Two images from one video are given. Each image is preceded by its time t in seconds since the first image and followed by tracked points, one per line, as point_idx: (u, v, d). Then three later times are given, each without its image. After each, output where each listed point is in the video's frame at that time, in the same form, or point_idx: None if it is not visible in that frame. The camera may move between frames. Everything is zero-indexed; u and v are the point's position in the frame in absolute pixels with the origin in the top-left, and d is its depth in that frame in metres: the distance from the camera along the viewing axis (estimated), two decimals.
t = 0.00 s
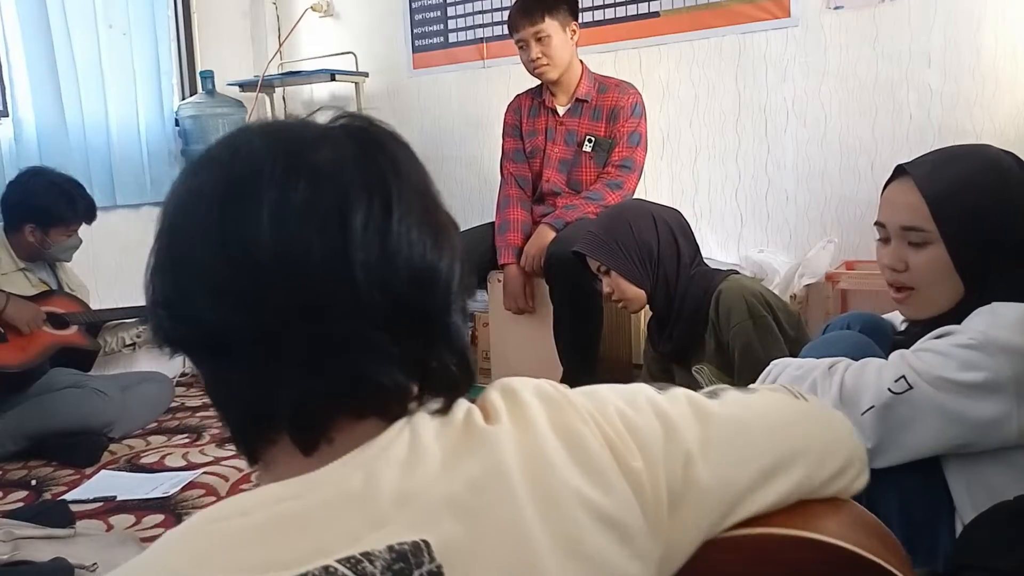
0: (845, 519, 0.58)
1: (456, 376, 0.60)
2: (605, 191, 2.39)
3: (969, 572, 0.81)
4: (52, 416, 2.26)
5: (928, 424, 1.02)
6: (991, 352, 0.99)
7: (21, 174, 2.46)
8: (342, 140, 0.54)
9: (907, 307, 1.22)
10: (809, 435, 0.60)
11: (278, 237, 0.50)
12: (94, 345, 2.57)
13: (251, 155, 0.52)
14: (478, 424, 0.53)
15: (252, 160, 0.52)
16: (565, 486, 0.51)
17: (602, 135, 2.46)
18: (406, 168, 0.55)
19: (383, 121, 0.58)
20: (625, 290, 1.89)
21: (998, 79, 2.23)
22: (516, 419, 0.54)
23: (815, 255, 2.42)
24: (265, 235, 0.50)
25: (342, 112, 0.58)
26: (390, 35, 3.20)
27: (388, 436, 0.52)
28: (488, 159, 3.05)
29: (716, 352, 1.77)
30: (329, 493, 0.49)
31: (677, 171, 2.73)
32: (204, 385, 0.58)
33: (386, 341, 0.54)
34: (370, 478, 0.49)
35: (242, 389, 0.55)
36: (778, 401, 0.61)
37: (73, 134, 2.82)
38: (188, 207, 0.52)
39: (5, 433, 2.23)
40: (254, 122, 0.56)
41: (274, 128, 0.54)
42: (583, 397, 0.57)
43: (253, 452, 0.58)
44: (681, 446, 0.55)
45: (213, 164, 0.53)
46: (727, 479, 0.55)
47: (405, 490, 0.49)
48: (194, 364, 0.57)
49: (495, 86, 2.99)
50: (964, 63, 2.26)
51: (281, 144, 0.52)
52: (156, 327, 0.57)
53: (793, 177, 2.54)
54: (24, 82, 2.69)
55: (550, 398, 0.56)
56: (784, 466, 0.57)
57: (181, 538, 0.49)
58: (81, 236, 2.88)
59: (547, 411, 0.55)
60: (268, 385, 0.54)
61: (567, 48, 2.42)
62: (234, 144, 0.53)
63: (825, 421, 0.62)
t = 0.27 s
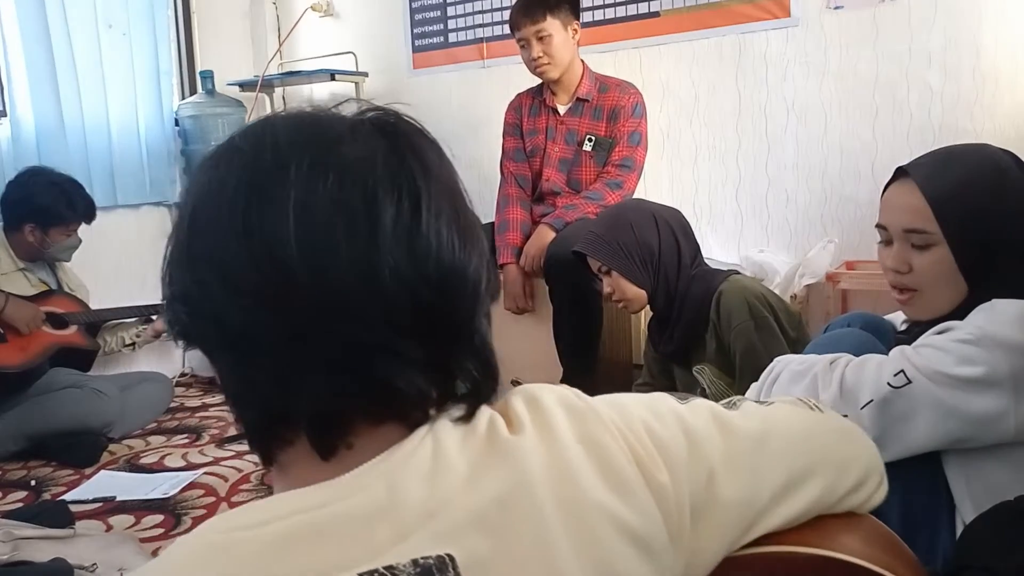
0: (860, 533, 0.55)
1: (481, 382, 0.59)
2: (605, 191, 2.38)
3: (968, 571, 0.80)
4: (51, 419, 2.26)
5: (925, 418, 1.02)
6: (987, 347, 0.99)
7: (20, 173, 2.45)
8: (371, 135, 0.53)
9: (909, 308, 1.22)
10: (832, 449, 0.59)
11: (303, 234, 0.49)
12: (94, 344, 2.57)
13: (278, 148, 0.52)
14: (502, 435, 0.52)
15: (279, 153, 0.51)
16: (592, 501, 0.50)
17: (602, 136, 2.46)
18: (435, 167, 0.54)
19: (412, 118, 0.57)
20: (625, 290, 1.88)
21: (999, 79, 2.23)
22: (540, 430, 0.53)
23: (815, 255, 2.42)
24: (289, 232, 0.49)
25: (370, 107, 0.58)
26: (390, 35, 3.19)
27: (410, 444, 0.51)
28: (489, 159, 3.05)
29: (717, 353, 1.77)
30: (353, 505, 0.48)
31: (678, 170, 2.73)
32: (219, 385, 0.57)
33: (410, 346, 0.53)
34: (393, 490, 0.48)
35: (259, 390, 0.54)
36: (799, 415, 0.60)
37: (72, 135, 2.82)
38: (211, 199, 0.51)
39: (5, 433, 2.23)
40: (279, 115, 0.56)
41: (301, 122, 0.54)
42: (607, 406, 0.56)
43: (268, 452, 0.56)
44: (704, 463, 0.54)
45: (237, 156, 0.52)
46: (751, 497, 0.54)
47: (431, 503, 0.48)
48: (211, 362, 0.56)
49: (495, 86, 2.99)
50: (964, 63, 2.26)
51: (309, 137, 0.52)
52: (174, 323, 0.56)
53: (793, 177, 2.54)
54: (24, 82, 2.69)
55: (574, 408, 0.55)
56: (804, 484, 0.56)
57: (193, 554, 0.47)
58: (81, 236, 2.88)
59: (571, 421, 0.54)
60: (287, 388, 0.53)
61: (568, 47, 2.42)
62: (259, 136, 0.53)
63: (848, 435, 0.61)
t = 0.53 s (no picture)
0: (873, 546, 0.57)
1: (496, 384, 0.59)
2: (605, 192, 2.38)
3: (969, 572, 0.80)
4: (52, 419, 2.26)
5: (926, 419, 1.02)
6: (987, 347, 0.99)
7: (20, 173, 2.45)
8: (390, 133, 0.53)
9: (907, 306, 1.22)
10: (847, 459, 0.59)
11: (321, 234, 0.49)
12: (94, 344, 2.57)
13: (295, 146, 0.52)
14: (515, 440, 0.52)
15: (297, 151, 0.51)
16: (604, 509, 0.50)
17: (602, 136, 2.46)
18: (453, 167, 0.54)
19: (429, 116, 0.57)
20: (627, 288, 1.87)
21: (999, 80, 2.23)
22: (554, 436, 0.53)
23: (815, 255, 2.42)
24: (307, 231, 0.49)
25: (387, 104, 0.58)
26: (390, 35, 3.19)
27: (423, 447, 0.51)
28: (489, 159, 3.05)
29: (719, 352, 1.77)
30: (366, 509, 0.48)
31: (678, 170, 2.73)
32: (232, 382, 0.57)
33: (425, 347, 0.54)
34: (404, 494, 0.48)
35: (273, 389, 0.53)
36: (814, 423, 0.60)
37: (72, 135, 2.82)
38: (227, 196, 0.51)
39: (5, 432, 2.24)
40: (297, 110, 0.56)
41: (319, 119, 0.53)
42: (620, 411, 0.56)
43: (279, 452, 0.56)
44: (718, 470, 0.54)
45: (254, 152, 0.52)
46: (764, 503, 0.54)
47: (443, 508, 0.48)
48: (224, 359, 0.56)
49: (495, 86, 2.99)
50: (964, 63, 2.26)
51: (327, 135, 0.52)
52: (187, 318, 0.56)
53: (793, 177, 2.54)
54: (23, 82, 2.69)
55: (588, 413, 0.55)
56: (818, 495, 0.57)
57: (206, 557, 0.46)
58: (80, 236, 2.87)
59: (586, 427, 0.54)
60: (301, 387, 0.53)
61: (567, 48, 2.42)
62: (277, 133, 0.53)
63: (863, 443, 0.61)
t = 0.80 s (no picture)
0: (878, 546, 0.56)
1: (498, 386, 0.59)
2: (605, 192, 2.38)
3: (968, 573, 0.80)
4: (52, 419, 2.27)
5: (928, 423, 1.02)
6: (989, 351, 0.99)
7: (19, 173, 2.45)
8: (395, 138, 0.53)
9: (899, 301, 1.24)
10: (842, 457, 0.59)
11: (326, 236, 0.49)
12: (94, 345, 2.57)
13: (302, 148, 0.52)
14: (515, 439, 0.53)
15: (303, 154, 0.51)
16: (606, 508, 0.50)
17: (602, 135, 2.46)
18: (457, 172, 0.54)
19: (433, 120, 0.58)
20: (630, 286, 1.88)
21: (999, 80, 2.23)
22: (556, 436, 0.53)
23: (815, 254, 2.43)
24: (312, 234, 0.49)
25: (392, 108, 0.58)
26: (390, 35, 3.19)
27: (424, 446, 0.51)
28: (488, 158, 3.05)
29: (720, 352, 1.77)
30: (369, 509, 0.48)
31: (678, 170, 2.73)
32: (234, 382, 0.57)
33: (427, 350, 0.54)
34: (407, 492, 0.48)
35: (275, 390, 0.53)
36: (808, 421, 0.60)
37: (72, 135, 2.81)
38: (232, 197, 0.51)
39: (5, 432, 2.24)
40: (304, 113, 0.56)
41: (326, 122, 0.54)
42: (622, 413, 0.56)
43: (282, 452, 0.56)
44: (717, 468, 0.54)
45: (261, 155, 0.52)
46: (764, 503, 0.54)
47: (446, 508, 0.48)
48: (227, 359, 0.56)
49: (495, 86, 2.99)
50: (964, 63, 2.26)
51: (334, 139, 0.52)
52: (192, 316, 0.56)
53: (792, 177, 2.54)
54: (23, 81, 2.68)
55: (587, 412, 0.55)
56: (816, 490, 0.57)
57: (210, 558, 0.46)
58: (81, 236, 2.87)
59: (585, 426, 0.54)
60: (304, 388, 0.53)
61: (567, 44, 2.41)
62: (284, 136, 0.53)
63: (859, 443, 0.61)
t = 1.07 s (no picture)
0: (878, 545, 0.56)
1: (502, 388, 0.59)
2: (605, 192, 2.38)
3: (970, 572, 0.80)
4: (51, 419, 2.27)
5: (929, 422, 1.02)
6: (991, 350, 0.99)
7: (19, 173, 2.45)
8: (402, 138, 0.53)
9: (907, 290, 1.25)
10: (846, 459, 0.59)
11: (331, 239, 0.49)
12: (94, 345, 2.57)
13: (307, 148, 0.51)
14: (515, 439, 0.52)
15: (309, 153, 0.51)
16: (604, 507, 0.50)
17: (602, 135, 2.46)
18: (463, 173, 0.54)
19: (440, 119, 0.57)
20: (633, 287, 1.88)
21: (999, 80, 2.23)
22: (555, 434, 0.53)
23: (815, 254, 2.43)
24: (317, 236, 0.49)
25: (398, 106, 0.57)
26: (390, 35, 3.19)
27: (422, 445, 0.51)
28: (489, 158, 3.05)
29: (720, 352, 1.77)
30: (367, 509, 0.47)
31: (678, 170, 2.73)
32: (236, 381, 0.57)
33: (430, 353, 0.54)
34: (406, 491, 0.48)
35: (277, 390, 0.53)
36: (812, 421, 0.60)
37: (73, 135, 2.81)
38: (237, 197, 0.51)
39: (6, 432, 2.24)
40: (309, 111, 0.56)
41: (331, 120, 0.53)
42: (621, 412, 0.56)
43: (283, 451, 0.56)
44: (717, 468, 0.54)
45: (266, 153, 0.52)
46: (764, 503, 0.54)
47: (445, 507, 0.48)
48: (229, 358, 0.56)
49: (495, 86, 2.99)
50: (965, 63, 2.26)
51: (339, 139, 0.52)
52: (194, 314, 0.56)
53: (792, 177, 2.54)
54: (23, 82, 2.68)
55: (586, 411, 0.55)
56: (818, 492, 0.56)
57: (207, 556, 0.46)
58: (81, 236, 2.88)
59: (584, 425, 0.54)
60: (306, 389, 0.52)
61: (567, 46, 2.42)
62: (289, 134, 0.53)
63: (863, 444, 0.61)
